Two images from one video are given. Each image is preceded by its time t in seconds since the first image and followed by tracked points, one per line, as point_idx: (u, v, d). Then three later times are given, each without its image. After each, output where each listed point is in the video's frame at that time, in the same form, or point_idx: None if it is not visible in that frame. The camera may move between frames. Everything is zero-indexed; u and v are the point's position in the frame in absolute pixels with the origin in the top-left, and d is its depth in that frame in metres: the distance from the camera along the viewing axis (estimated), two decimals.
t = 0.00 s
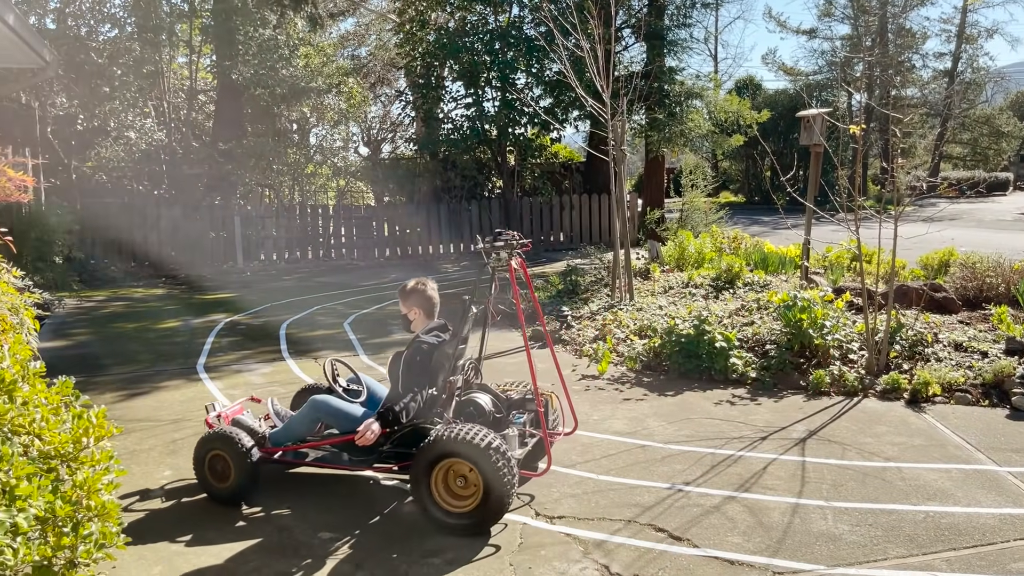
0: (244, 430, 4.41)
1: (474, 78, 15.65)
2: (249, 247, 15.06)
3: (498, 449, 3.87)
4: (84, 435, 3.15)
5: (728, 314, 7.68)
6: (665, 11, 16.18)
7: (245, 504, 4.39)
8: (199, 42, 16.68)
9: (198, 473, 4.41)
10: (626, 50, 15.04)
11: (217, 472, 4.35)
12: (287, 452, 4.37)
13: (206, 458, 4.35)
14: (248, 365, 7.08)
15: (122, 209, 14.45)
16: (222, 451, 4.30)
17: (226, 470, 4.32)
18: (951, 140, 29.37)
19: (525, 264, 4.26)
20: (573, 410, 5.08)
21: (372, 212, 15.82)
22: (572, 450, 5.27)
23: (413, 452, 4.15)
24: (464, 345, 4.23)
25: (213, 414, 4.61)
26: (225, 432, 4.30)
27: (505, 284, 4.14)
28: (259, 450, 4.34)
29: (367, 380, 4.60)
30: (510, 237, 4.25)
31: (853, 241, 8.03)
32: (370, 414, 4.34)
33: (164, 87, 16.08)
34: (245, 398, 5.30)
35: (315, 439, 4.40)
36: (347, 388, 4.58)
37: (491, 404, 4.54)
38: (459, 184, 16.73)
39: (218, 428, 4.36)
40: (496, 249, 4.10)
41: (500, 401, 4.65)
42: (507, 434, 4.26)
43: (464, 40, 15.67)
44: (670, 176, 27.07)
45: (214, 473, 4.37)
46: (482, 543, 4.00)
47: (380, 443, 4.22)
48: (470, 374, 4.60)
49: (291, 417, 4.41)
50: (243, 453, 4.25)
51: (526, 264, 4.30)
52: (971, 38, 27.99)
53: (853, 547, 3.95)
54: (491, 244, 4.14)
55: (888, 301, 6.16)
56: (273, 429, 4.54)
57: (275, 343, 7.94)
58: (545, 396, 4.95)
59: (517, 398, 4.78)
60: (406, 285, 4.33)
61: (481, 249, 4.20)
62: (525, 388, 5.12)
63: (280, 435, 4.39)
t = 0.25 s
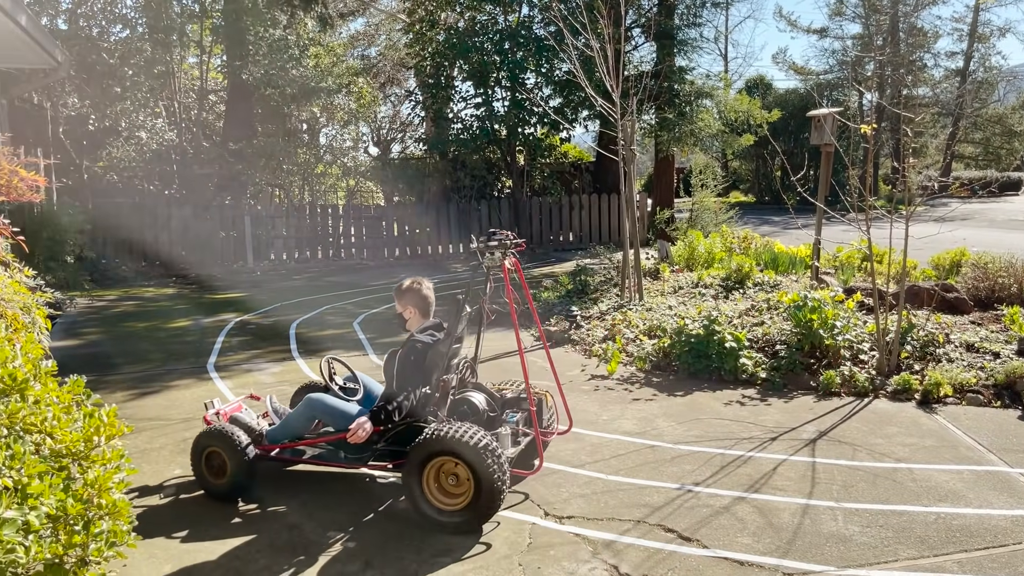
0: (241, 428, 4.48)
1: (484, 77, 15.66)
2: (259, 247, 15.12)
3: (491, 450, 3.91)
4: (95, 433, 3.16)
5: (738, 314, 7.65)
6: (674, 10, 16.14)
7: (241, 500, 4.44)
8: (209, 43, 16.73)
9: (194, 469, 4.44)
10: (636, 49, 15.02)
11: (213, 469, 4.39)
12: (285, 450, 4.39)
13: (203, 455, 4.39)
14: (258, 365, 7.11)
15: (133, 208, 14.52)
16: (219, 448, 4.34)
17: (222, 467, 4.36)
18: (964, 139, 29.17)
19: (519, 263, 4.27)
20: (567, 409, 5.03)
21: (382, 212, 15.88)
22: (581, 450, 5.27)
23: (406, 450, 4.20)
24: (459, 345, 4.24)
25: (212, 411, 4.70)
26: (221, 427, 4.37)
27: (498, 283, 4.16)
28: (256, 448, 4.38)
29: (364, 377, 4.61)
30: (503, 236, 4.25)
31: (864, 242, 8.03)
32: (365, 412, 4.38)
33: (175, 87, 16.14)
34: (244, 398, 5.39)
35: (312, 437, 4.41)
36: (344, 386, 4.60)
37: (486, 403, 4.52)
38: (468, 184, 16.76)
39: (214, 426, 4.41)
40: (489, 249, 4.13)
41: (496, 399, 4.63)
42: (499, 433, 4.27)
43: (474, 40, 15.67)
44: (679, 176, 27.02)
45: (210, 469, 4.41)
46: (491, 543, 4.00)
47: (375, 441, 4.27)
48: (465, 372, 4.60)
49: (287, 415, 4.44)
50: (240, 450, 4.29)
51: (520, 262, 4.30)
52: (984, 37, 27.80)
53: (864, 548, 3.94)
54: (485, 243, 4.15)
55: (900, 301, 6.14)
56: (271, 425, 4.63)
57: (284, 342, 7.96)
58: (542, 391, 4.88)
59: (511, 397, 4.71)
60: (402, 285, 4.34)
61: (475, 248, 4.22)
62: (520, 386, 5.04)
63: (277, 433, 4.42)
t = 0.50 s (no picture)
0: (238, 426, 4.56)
1: (494, 77, 15.65)
2: (270, 247, 15.18)
3: (479, 449, 3.94)
4: (108, 432, 3.19)
5: (749, 315, 7.63)
6: (685, 10, 16.09)
7: (236, 496, 4.51)
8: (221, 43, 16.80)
9: (190, 465, 4.52)
10: (646, 49, 14.98)
11: (208, 465, 4.47)
12: (282, 447, 4.45)
13: (198, 452, 4.47)
14: (269, 364, 7.15)
15: (146, 208, 14.59)
16: (214, 445, 4.42)
17: (217, 464, 4.43)
18: (978, 139, 28.95)
19: (510, 263, 4.34)
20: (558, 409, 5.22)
21: (392, 212, 16.04)
22: (590, 450, 5.27)
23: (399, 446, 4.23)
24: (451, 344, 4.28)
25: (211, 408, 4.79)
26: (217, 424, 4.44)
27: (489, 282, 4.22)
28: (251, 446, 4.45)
29: (358, 375, 4.64)
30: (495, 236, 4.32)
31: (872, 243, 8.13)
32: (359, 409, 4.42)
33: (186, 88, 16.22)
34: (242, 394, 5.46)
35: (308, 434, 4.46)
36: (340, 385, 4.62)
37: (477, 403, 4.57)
38: (478, 185, 16.79)
39: (210, 423, 4.48)
40: (481, 249, 4.19)
41: (484, 398, 4.73)
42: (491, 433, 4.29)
43: (484, 40, 15.67)
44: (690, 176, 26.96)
45: (206, 466, 4.48)
46: (499, 543, 4.00)
47: (368, 438, 4.30)
48: (458, 372, 4.64)
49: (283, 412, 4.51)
50: (235, 447, 4.37)
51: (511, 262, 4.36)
52: (997, 36, 27.60)
53: (875, 550, 3.92)
54: (477, 243, 4.22)
55: (911, 302, 6.11)
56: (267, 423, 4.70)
57: (295, 342, 8.00)
58: (532, 392, 5.14)
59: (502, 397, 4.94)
60: (396, 284, 4.36)
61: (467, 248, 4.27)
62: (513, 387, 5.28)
63: (273, 430, 4.49)
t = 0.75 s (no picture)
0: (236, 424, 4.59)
1: (503, 77, 15.66)
2: (278, 247, 15.24)
3: (471, 448, 3.95)
4: (117, 431, 3.21)
5: (757, 315, 7.61)
6: (694, 9, 16.07)
7: (232, 493, 4.55)
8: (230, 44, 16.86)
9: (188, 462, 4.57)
10: (654, 48, 14.97)
11: (206, 462, 4.52)
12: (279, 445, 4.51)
13: (196, 448, 4.53)
14: (278, 363, 7.16)
15: (155, 208, 14.64)
16: (211, 442, 4.47)
17: (214, 460, 4.48)
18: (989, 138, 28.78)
19: (504, 262, 4.38)
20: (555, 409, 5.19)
21: (400, 212, 16.08)
22: (598, 450, 5.26)
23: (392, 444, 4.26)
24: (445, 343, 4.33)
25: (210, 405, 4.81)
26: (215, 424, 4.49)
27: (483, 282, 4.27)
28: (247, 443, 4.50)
29: (354, 374, 4.71)
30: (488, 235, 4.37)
31: (884, 242, 8.06)
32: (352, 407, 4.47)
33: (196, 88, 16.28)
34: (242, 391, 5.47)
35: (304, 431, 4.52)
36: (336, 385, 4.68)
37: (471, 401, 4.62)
38: (486, 184, 16.81)
39: (207, 421, 4.55)
40: (475, 248, 4.23)
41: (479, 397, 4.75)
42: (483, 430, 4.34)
43: (492, 40, 15.67)
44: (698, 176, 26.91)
45: (203, 462, 4.54)
46: (507, 542, 4.00)
47: (362, 436, 4.34)
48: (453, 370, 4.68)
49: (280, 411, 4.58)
50: (232, 444, 4.42)
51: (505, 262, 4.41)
52: (1007, 34, 27.46)
53: (884, 551, 3.90)
54: (471, 243, 4.27)
55: (920, 303, 6.08)
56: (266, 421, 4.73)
57: (303, 341, 8.02)
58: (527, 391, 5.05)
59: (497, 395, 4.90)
60: (391, 283, 4.40)
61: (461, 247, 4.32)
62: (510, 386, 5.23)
63: (270, 427, 4.56)
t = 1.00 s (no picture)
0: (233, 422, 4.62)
1: (512, 77, 15.66)
2: (287, 246, 15.29)
3: (463, 447, 3.95)
4: (127, 430, 3.21)
5: (767, 315, 7.59)
6: (703, 9, 16.04)
7: (228, 489, 4.57)
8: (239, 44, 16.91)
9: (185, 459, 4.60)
10: (663, 47, 14.94)
11: (202, 458, 4.55)
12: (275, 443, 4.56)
13: (192, 445, 4.55)
14: (286, 362, 7.18)
15: (164, 208, 14.69)
16: (207, 439, 4.50)
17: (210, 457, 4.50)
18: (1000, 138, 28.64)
19: (496, 262, 4.37)
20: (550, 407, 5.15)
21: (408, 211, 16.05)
22: (606, 450, 5.26)
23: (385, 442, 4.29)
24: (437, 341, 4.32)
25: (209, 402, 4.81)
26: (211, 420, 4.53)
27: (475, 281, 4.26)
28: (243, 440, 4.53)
29: (349, 372, 4.77)
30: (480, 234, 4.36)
31: (893, 242, 8.05)
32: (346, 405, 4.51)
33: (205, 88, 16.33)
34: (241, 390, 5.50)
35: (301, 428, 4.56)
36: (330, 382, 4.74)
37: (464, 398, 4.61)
38: (494, 184, 16.83)
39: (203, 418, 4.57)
40: (467, 247, 4.23)
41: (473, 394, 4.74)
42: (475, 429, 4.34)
43: (501, 40, 15.67)
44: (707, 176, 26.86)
45: (199, 459, 4.56)
46: (515, 542, 4.00)
47: (356, 433, 4.37)
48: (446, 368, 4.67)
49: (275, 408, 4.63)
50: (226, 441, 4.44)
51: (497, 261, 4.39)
52: (1018, 33, 27.33)
53: (894, 552, 3.89)
54: (462, 242, 4.26)
55: (929, 303, 6.06)
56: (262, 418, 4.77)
57: (311, 340, 8.03)
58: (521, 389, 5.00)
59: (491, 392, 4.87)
60: (384, 282, 4.41)
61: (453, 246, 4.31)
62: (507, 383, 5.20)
63: (266, 425, 4.60)
